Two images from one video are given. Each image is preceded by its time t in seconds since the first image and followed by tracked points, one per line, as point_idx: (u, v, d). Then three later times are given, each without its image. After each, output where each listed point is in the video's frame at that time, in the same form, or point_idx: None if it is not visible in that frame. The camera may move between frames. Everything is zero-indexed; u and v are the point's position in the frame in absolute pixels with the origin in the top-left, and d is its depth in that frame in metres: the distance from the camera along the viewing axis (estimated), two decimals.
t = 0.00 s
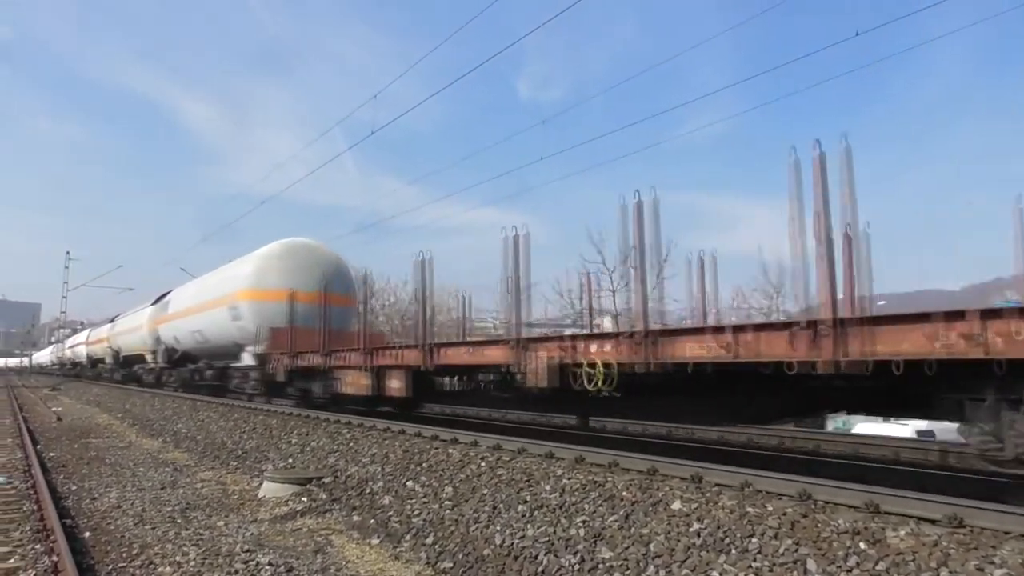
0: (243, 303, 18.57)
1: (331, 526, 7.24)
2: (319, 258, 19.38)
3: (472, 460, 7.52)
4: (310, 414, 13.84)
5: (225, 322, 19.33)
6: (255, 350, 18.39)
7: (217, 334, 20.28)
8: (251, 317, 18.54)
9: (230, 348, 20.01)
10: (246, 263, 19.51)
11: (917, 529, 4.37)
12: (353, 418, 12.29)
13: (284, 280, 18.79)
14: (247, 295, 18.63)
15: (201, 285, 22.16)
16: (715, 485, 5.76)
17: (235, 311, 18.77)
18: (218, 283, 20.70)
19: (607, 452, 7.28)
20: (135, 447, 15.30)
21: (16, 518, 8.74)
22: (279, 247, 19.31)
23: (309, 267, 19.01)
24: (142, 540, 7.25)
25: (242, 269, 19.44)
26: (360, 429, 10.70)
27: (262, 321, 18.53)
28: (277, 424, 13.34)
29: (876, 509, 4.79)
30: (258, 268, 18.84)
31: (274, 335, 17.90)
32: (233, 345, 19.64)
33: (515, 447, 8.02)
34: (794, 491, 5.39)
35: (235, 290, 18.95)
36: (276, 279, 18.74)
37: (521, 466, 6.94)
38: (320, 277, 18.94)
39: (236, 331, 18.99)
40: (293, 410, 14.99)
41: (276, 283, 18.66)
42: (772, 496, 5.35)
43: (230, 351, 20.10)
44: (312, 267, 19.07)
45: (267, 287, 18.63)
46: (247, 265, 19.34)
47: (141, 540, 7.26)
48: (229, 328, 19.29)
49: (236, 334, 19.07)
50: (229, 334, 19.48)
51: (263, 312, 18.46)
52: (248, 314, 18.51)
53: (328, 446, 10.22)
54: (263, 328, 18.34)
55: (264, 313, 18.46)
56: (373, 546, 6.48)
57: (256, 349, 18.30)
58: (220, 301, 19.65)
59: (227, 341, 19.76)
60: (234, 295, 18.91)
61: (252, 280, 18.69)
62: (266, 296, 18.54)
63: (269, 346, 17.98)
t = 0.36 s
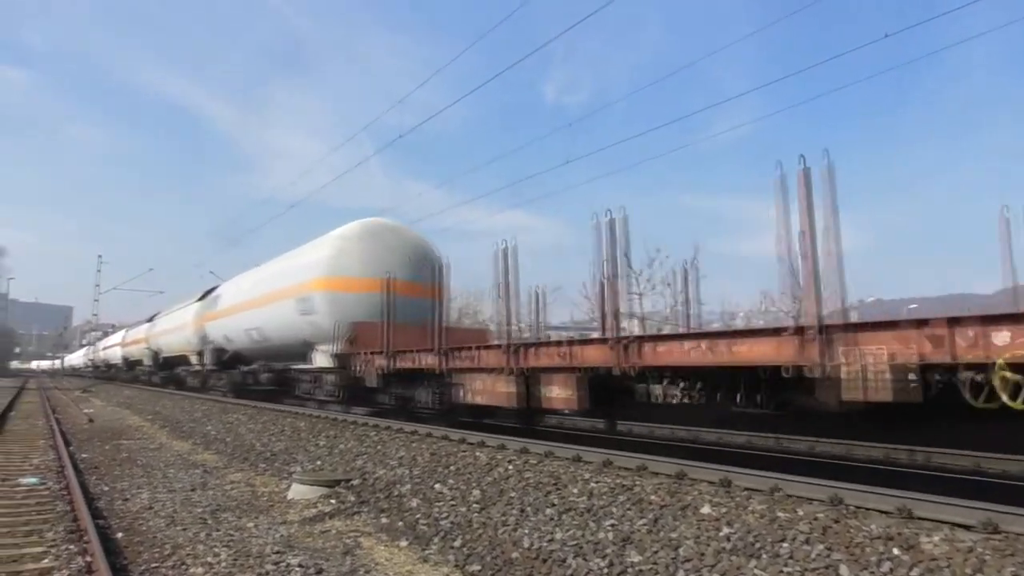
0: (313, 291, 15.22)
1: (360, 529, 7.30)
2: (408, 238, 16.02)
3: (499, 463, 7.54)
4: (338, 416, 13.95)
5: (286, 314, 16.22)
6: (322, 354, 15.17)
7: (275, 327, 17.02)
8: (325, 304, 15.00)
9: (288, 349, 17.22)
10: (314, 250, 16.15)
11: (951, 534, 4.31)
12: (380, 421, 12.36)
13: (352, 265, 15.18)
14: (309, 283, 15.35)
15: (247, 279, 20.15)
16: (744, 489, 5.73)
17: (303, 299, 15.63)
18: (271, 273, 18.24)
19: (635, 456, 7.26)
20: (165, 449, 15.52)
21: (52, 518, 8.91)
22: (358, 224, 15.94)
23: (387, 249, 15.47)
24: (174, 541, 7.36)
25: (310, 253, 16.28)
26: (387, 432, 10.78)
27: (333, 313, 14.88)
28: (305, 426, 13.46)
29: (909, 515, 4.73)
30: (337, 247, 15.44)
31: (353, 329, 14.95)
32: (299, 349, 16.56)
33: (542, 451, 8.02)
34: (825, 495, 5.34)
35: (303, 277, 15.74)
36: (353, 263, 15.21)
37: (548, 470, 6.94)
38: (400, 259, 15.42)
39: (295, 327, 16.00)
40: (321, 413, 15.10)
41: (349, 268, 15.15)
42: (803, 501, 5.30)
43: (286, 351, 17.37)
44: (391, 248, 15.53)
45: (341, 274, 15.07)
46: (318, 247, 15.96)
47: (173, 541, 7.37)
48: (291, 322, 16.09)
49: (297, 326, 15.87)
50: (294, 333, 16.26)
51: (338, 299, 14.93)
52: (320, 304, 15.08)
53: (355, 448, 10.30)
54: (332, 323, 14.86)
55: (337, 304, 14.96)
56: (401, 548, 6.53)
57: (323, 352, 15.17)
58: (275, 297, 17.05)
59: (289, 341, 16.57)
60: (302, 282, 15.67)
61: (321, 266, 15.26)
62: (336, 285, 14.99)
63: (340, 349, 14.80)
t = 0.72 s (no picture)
0: (375, 280, 13.02)
1: (355, 533, 7.30)
2: (477, 210, 13.85)
3: (494, 467, 7.55)
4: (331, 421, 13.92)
5: (341, 304, 14.15)
6: (386, 348, 13.25)
7: (320, 317, 15.03)
8: (388, 293, 12.87)
9: (331, 348, 15.21)
10: (367, 229, 14.00)
11: (943, 534, 4.35)
12: (374, 426, 12.35)
13: (421, 245, 13.01)
14: (370, 269, 13.17)
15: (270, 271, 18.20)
16: (739, 491, 5.76)
17: (357, 289, 13.58)
18: (310, 261, 16.13)
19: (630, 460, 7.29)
20: (156, 455, 15.44)
21: (44, 524, 8.87)
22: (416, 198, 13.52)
23: (455, 225, 13.31)
24: (168, 547, 7.34)
25: (362, 233, 14.13)
26: (382, 437, 10.78)
27: (402, 304, 12.82)
28: (298, 431, 13.44)
29: (902, 515, 4.77)
30: (396, 224, 13.21)
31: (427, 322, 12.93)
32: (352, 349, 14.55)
33: (536, 455, 8.03)
34: (819, 497, 5.38)
35: (360, 260, 13.56)
36: (421, 243, 13.01)
37: (544, 473, 6.96)
38: (474, 234, 13.37)
39: (348, 317, 13.93)
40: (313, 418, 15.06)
41: (416, 251, 12.98)
42: (797, 502, 5.34)
43: (331, 350, 15.27)
44: (452, 221, 13.35)
45: (407, 256, 12.94)
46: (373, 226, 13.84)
47: (166, 547, 7.34)
48: (344, 311, 14.01)
49: (354, 322, 13.84)
50: (348, 329, 14.14)
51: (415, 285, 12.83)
52: (381, 292, 12.94)
53: (349, 453, 10.29)
54: (399, 314, 12.88)
55: (406, 294, 12.80)
56: (397, 553, 6.53)
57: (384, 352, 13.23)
58: (328, 282, 14.67)
59: (338, 343, 14.78)
60: (358, 269, 13.53)
61: (383, 248, 13.09)
62: (405, 271, 12.86)
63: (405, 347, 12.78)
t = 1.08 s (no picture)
0: (484, 255, 10.45)
1: (360, 532, 7.41)
2: (606, 171, 10.85)
3: (497, 468, 7.65)
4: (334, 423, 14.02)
5: (428, 286, 11.75)
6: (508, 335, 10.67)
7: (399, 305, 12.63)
8: (508, 269, 10.28)
9: (405, 348, 13.30)
10: (451, 196, 11.72)
11: (939, 535, 4.45)
12: (377, 428, 12.46)
13: (530, 209, 10.33)
14: (485, 239, 10.49)
15: (321, 257, 16.08)
16: (738, 492, 5.85)
17: (453, 268, 11.11)
18: (370, 241, 13.88)
19: (631, 461, 7.39)
20: (162, 456, 15.56)
21: (53, 523, 8.99)
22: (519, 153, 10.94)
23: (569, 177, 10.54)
24: (177, 545, 7.45)
25: (452, 200, 11.60)
26: (385, 438, 10.88)
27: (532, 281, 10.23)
28: (302, 433, 13.55)
29: (898, 517, 4.86)
30: (508, 185, 10.53)
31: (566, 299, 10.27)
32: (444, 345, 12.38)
33: (539, 456, 8.13)
34: (817, 499, 5.48)
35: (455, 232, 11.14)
36: (534, 202, 10.35)
37: (546, 474, 7.06)
38: (604, 196, 10.55)
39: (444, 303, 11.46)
40: (317, 420, 15.17)
41: (537, 217, 10.29)
42: (796, 503, 5.43)
43: (409, 347, 13.23)
44: (566, 172, 10.60)
45: (525, 224, 10.27)
46: (467, 189, 11.37)
47: (175, 545, 7.46)
48: (432, 294, 11.72)
49: (455, 306, 11.29)
50: (443, 320, 11.67)
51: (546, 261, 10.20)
52: (494, 270, 10.40)
53: (353, 454, 10.40)
54: (517, 296, 10.30)
55: (530, 271, 10.22)
56: (402, 551, 6.64)
57: (471, 349, 11.35)
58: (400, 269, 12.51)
59: (423, 338, 12.54)
60: (473, 240, 10.74)
61: (492, 215, 10.48)
62: (528, 243, 10.21)
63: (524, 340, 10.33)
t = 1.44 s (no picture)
0: (716, 191, 7.58)
1: (397, 520, 7.62)
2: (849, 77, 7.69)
3: (532, 459, 7.78)
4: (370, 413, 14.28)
5: (572, 245, 9.44)
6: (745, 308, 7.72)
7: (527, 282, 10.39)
8: (779, 211, 7.34)
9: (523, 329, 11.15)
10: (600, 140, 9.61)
11: (972, 533, 4.48)
12: (411, 418, 12.69)
13: (789, 126, 7.43)
14: (702, 172, 7.74)
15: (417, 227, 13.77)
16: (770, 487, 5.92)
17: (652, 222, 8.30)
18: (469, 206, 12.03)
19: (663, 455, 7.48)
20: (203, 444, 16.01)
21: (104, 506, 9.36)
22: (736, 66, 8.05)
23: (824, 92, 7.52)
24: (222, 529, 7.73)
25: (585, 152, 9.69)
26: (420, 429, 11.08)
27: (764, 226, 7.38)
28: (338, 423, 13.84)
29: (931, 514, 4.90)
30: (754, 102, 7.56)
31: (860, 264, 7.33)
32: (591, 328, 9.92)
33: (572, 448, 8.25)
34: (850, 495, 5.52)
35: (634, 175, 8.64)
36: (799, 126, 7.43)
37: (580, 466, 7.19)
38: (885, 122, 7.51)
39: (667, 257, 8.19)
40: (353, 410, 15.46)
41: (784, 138, 7.40)
42: (828, 499, 5.49)
43: (514, 331, 11.31)
44: (810, 86, 7.56)
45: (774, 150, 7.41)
46: (635, 124, 9.04)
47: (221, 529, 7.74)
48: (599, 258, 9.10)
49: (600, 275, 9.18)
50: (654, 283, 8.53)
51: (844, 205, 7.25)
52: (723, 214, 7.58)
53: (389, 444, 10.62)
54: (778, 247, 7.37)
55: (783, 219, 7.35)
56: (439, 538, 6.82)
57: (668, 333, 8.53)
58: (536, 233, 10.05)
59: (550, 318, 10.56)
60: (679, 177, 8.00)
61: (725, 142, 7.60)
62: (774, 175, 7.34)
63: (760, 320, 7.56)
